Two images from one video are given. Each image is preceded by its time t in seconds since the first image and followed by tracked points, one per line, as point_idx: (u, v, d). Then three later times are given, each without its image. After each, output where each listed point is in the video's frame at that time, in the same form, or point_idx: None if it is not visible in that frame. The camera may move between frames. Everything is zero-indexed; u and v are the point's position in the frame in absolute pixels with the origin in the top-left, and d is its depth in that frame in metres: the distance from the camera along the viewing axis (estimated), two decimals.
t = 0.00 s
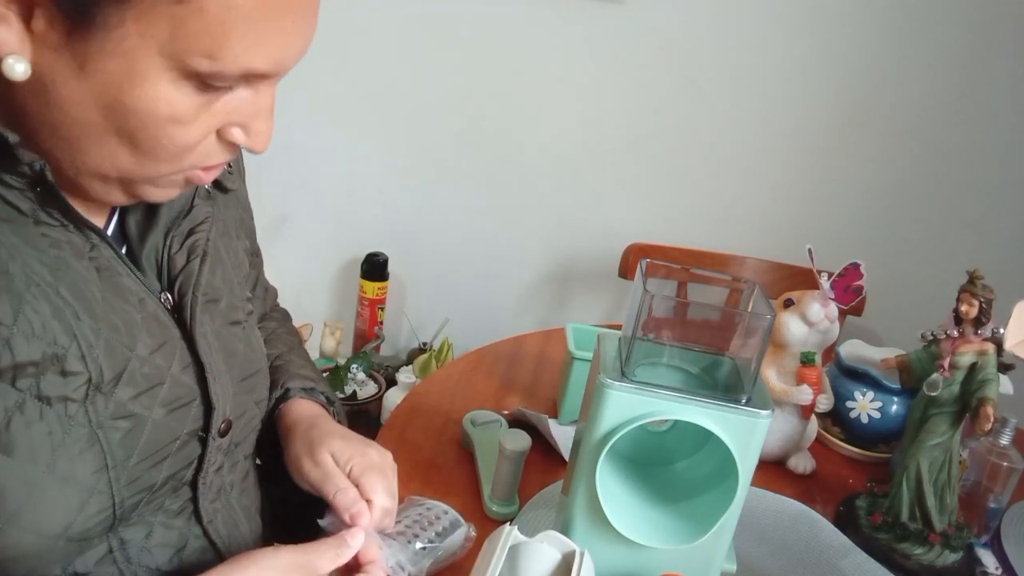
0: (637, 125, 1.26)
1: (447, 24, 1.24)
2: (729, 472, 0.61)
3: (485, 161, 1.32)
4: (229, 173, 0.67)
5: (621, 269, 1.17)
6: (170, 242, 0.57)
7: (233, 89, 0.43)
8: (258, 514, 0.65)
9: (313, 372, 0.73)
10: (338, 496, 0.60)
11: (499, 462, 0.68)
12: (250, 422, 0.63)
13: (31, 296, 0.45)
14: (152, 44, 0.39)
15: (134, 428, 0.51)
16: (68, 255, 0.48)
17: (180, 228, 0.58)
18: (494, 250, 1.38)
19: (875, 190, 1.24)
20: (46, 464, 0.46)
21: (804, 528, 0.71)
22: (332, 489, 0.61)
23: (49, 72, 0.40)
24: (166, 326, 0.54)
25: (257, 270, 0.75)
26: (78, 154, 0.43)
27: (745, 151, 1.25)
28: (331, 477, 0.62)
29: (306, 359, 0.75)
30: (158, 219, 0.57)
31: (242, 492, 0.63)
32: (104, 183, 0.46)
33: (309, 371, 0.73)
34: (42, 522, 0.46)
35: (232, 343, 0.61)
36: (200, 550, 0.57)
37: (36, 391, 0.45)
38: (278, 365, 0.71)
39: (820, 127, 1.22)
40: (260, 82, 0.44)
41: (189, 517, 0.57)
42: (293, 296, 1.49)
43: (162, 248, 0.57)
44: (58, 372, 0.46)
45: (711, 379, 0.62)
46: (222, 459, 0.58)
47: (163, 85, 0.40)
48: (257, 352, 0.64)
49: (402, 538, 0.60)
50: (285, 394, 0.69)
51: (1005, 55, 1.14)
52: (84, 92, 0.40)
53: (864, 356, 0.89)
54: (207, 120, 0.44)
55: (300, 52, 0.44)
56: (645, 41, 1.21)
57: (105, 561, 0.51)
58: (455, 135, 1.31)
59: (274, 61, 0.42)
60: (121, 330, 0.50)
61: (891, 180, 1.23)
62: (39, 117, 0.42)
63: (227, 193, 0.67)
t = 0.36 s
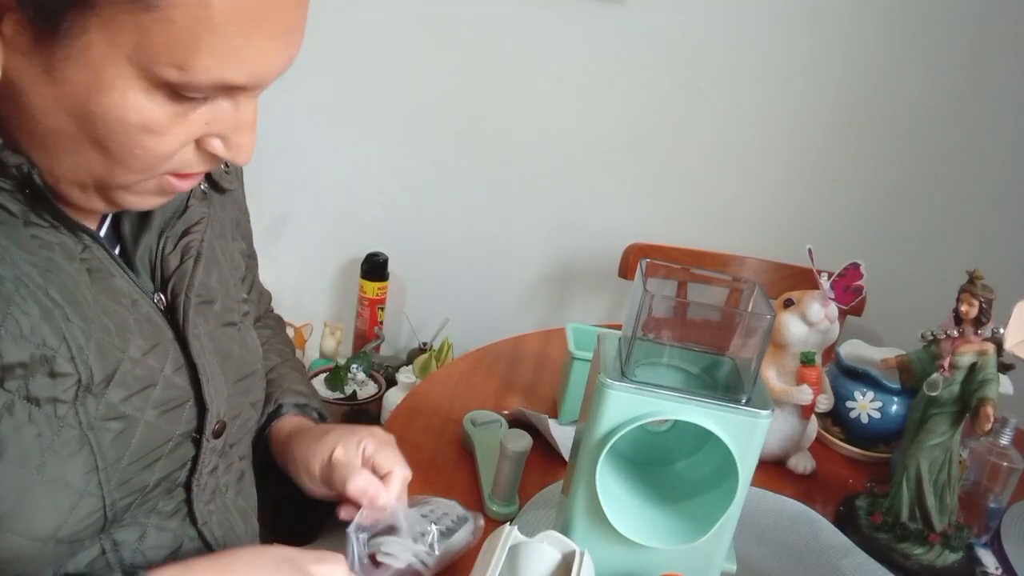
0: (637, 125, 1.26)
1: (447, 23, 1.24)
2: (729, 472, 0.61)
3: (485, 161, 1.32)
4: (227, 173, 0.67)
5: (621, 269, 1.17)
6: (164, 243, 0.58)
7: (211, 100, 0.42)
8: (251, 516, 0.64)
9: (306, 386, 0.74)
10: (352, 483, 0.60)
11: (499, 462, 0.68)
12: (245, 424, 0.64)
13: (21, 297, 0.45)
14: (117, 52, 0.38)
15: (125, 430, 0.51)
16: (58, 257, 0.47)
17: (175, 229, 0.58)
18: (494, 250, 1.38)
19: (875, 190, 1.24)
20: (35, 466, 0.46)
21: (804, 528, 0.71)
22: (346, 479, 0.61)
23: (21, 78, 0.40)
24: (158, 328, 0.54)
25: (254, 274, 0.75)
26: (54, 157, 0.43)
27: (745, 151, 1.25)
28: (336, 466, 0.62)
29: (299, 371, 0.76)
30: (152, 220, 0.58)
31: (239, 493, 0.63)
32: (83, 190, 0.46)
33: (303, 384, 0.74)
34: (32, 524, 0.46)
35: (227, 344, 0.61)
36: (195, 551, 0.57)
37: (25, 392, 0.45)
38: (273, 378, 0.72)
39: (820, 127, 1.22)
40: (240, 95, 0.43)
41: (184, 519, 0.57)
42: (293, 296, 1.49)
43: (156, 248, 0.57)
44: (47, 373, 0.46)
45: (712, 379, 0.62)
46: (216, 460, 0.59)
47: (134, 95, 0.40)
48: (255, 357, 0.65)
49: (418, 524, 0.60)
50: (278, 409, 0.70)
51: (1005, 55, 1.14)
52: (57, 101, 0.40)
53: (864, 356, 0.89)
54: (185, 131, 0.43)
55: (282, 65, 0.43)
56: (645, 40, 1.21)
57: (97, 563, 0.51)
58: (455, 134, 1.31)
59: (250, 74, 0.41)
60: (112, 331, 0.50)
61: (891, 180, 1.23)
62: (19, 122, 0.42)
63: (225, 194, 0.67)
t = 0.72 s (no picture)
0: (637, 125, 1.26)
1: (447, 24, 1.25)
2: (729, 472, 0.61)
3: (484, 161, 1.32)
4: (222, 173, 0.67)
5: (621, 269, 1.17)
6: (160, 241, 0.57)
7: (204, 96, 0.43)
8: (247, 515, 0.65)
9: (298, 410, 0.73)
10: (299, 518, 0.60)
11: (499, 462, 0.68)
12: (243, 422, 0.65)
13: (20, 288, 0.45)
14: (113, 53, 0.39)
15: (124, 425, 0.51)
16: (56, 252, 0.48)
17: (171, 226, 0.58)
18: (494, 250, 1.38)
19: (875, 189, 1.24)
20: (33, 460, 0.46)
21: (804, 528, 0.71)
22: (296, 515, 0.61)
23: (14, 76, 0.40)
24: (157, 324, 0.54)
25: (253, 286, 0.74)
26: (53, 154, 0.43)
27: (745, 151, 1.25)
28: (299, 502, 0.61)
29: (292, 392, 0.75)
30: (149, 219, 0.57)
31: (236, 492, 0.64)
32: (83, 185, 0.46)
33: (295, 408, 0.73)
34: (30, 517, 0.46)
35: (224, 342, 0.61)
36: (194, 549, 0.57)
37: (27, 384, 0.45)
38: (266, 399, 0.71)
39: (820, 127, 1.22)
40: (236, 91, 0.43)
41: (183, 515, 0.57)
42: (293, 296, 1.49)
43: (153, 246, 0.57)
44: (47, 365, 0.46)
45: (712, 379, 0.62)
46: (215, 458, 0.59)
47: (131, 92, 0.40)
48: (252, 361, 0.65)
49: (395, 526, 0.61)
50: (263, 437, 0.69)
51: (1005, 55, 1.14)
52: (55, 100, 0.40)
53: (864, 356, 0.89)
54: (180, 128, 0.43)
55: (275, 62, 0.43)
56: (645, 40, 1.21)
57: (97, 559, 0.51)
58: (455, 134, 1.31)
59: (245, 71, 0.41)
60: (111, 326, 0.50)
61: (891, 180, 1.23)
62: (18, 120, 0.42)
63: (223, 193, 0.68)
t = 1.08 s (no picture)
0: (637, 126, 1.26)
1: (447, 24, 1.25)
2: (729, 472, 0.61)
3: (484, 160, 1.32)
4: (217, 167, 0.66)
5: (621, 269, 1.17)
6: (157, 233, 0.57)
7: (205, 88, 0.42)
8: (246, 506, 0.67)
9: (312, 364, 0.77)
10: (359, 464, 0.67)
11: (499, 462, 0.68)
12: (240, 415, 0.64)
13: (17, 285, 0.44)
14: (116, 41, 0.38)
15: (121, 418, 0.51)
16: (52, 246, 0.47)
17: (167, 220, 0.58)
18: (494, 250, 1.38)
19: (875, 190, 1.24)
20: (30, 455, 0.45)
21: (804, 528, 0.71)
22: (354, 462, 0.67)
23: (20, 68, 0.39)
24: (152, 317, 0.54)
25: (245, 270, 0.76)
26: (54, 149, 0.43)
27: (745, 152, 1.25)
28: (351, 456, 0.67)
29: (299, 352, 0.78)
30: (146, 212, 0.57)
31: (234, 485, 0.65)
32: (82, 180, 0.45)
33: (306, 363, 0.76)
34: (28, 513, 0.46)
35: (220, 336, 0.61)
36: (190, 541, 0.58)
37: (21, 380, 0.44)
38: (278, 361, 0.75)
39: (820, 127, 1.22)
40: (236, 82, 0.42)
41: (179, 508, 0.58)
42: (293, 296, 1.49)
43: (149, 240, 0.57)
44: (41, 360, 0.45)
45: (712, 379, 0.62)
46: (211, 450, 0.59)
47: (132, 81, 0.39)
48: (247, 348, 0.65)
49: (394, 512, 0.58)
50: (294, 385, 0.73)
51: (1005, 55, 1.14)
52: (55, 89, 0.39)
53: (864, 356, 0.89)
54: (182, 118, 0.42)
55: (275, 56, 0.43)
56: (645, 41, 1.21)
57: (95, 552, 0.52)
58: (455, 134, 1.31)
59: (245, 61, 0.40)
60: (107, 321, 0.50)
61: (891, 180, 1.23)
62: (17, 106, 0.41)
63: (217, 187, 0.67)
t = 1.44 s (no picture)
0: (637, 126, 1.26)
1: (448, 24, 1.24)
2: (729, 472, 0.61)
3: (485, 160, 1.32)
4: (213, 165, 0.66)
5: (621, 269, 1.17)
6: (151, 229, 0.57)
7: (193, 73, 0.41)
8: (244, 502, 0.67)
9: (311, 359, 0.77)
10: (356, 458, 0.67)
11: (499, 463, 0.68)
12: (236, 411, 0.64)
13: (12, 278, 0.44)
14: (101, 22, 0.36)
15: (117, 412, 0.51)
16: (45, 240, 0.47)
17: (162, 216, 0.58)
18: (495, 250, 1.38)
19: (875, 190, 1.24)
20: (27, 446, 0.45)
21: (804, 528, 0.71)
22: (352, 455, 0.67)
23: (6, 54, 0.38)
24: (148, 312, 0.54)
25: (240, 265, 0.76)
26: (40, 137, 0.41)
27: (745, 151, 1.25)
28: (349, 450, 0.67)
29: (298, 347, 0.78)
30: (140, 207, 0.57)
31: (231, 482, 0.65)
32: (70, 171, 0.44)
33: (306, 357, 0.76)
34: (25, 506, 0.46)
35: (217, 332, 0.61)
36: (188, 536, 0.58)
37: (16, 373, 0.44)
38: (280, 356, 0.75)
39: (820, 127, 1.22)
40: (222, 67, 0.42)
41: (177, 504, 0.58)
42: (293, 296, 1.49)
43: (144, 235, 0.57)
44: (37, 352, 0.45)
45: (712, 379, 0.62)
46: (208, 445, 0.59)
47: (119, 65, 0.38)
48: (244, 343, 0.65)
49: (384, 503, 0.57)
50: (296, 380, 0.72)
51: (1006, 56, 1.14)
52: (40, 71, 0.38)
53: (864, 356, 0.89)
54: (170, 104, 0.41)
55: (261, 43, 0.42)
56: (645, 41, 1.21)
57: (93, 547, 0.52)
58: (455, 134, 1.31)
59: (231, 45, 0.40)
60: (101, 314, 0.50)
61: (891, 180, 1.23)
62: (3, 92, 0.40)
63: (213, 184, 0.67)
